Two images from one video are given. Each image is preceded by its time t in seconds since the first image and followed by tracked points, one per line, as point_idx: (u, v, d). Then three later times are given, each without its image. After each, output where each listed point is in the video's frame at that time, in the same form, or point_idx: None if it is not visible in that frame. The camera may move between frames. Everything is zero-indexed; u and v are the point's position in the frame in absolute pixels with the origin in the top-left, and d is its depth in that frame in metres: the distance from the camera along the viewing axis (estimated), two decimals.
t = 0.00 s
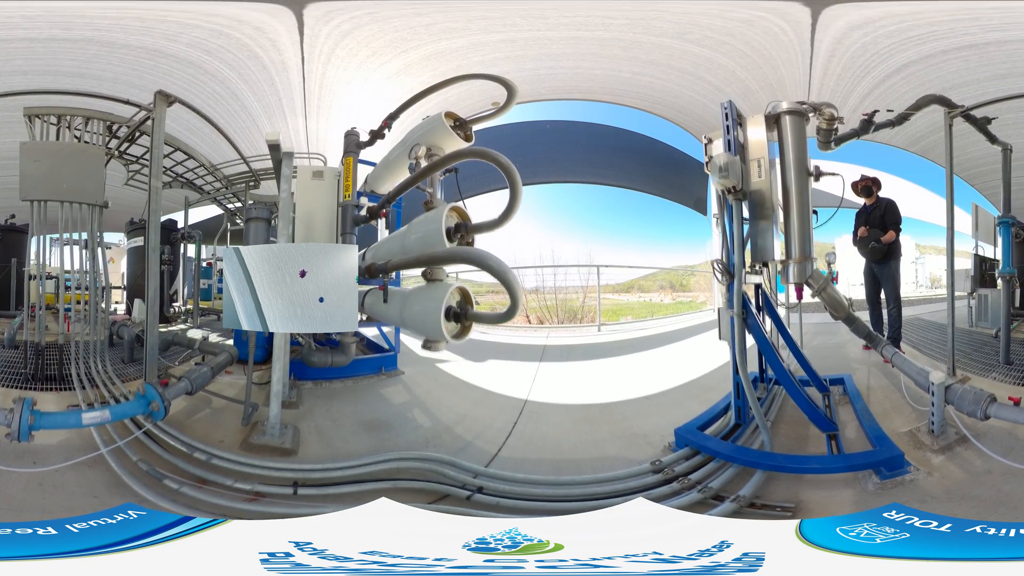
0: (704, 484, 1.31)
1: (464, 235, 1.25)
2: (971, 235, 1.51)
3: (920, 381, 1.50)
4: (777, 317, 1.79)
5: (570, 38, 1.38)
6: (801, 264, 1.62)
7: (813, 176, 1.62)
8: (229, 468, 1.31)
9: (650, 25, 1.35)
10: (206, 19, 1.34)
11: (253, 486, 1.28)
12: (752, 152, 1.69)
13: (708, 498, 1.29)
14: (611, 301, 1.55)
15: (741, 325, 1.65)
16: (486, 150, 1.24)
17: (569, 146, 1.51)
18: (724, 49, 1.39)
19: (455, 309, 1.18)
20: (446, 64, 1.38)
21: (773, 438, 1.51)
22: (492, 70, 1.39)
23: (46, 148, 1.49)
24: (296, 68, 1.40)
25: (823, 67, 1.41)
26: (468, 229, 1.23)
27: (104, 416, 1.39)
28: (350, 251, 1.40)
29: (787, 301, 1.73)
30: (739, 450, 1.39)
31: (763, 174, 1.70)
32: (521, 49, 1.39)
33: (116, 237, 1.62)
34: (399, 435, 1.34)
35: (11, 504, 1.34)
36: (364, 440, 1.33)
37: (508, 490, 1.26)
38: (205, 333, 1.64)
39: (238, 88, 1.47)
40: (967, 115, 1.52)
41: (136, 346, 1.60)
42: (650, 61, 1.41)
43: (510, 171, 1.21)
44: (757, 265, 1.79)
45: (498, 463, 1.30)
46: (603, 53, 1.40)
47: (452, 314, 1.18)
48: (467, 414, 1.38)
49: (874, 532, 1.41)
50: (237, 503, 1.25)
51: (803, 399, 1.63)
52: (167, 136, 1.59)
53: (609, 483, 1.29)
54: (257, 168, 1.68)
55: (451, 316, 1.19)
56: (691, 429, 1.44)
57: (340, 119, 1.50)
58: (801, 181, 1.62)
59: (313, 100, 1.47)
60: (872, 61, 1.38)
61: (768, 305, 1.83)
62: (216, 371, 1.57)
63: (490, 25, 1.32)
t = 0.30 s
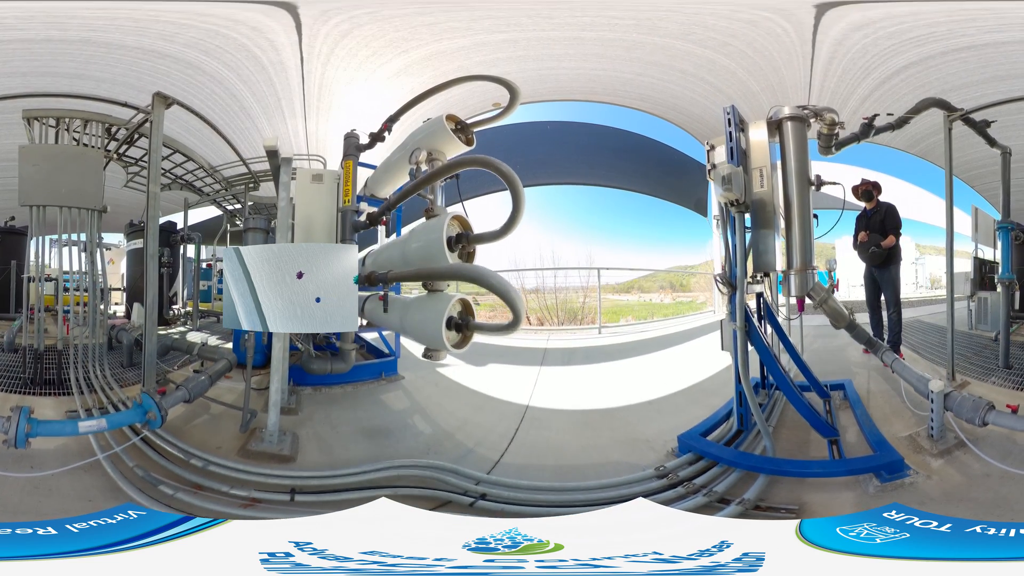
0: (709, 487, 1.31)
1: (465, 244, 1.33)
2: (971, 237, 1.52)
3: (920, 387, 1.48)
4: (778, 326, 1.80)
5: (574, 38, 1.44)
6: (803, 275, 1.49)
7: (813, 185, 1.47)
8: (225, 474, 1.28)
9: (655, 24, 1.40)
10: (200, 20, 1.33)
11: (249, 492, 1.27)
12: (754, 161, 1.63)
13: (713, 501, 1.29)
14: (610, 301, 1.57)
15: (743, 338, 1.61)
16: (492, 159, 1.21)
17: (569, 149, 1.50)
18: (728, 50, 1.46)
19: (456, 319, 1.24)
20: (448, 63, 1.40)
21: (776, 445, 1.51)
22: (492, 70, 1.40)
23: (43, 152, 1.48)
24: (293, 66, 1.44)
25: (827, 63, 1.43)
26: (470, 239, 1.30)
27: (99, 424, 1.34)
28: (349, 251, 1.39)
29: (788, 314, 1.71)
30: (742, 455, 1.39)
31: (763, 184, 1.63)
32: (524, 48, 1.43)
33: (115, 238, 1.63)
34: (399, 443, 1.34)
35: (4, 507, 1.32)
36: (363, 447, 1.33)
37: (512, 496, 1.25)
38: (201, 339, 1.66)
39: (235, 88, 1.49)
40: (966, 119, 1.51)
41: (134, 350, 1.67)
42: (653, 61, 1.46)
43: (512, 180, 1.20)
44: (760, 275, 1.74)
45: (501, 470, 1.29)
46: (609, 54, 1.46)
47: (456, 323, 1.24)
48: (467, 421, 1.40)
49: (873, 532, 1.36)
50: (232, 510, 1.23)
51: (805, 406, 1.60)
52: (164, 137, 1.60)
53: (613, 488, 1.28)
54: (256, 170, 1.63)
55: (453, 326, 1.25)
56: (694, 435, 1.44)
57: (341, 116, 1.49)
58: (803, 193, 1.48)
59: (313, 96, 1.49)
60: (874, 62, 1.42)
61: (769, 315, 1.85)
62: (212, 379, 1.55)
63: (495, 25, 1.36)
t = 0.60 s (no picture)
0: (712, 491, 1.31)
1: (468, 256, 1.26)
2: (969, 238, 1.51)
3: (920, 395, 1.50)
4: (779, 334, 1.78)
5: (578, 39, 1.40)
6: (804, 287, 1.51)
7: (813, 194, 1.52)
8: (224, 481, 1.29)
9: (658, 27, 1.37)
10: (198, 21, 1.31)
11: (247, 497, 1.27)
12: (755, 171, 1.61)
13: (717, 504, 1.28)
14: (610, 301, 1.63)
15: (745, 352, 1.60)
16: (494, 170, 1.17)
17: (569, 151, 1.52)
18: (728, 52, 1.42)
19: (459, 330, 1.23)
20: (446, 64, 1.39)
21: (777, 451, 1.49)
22: (494, 70, 1.40)
23: (41, 156, 1.48)
24: (292, 67, 1.42)
25: (826, 65, 1.41)
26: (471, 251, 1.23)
27: (96, 434, 1.34)
28: (349, 251, 1.38)
29: (788, 326, 1.74)
30: (744, 461, 1.40)
31: (766, 195, 1.61)
32: (525, 50, 1.40)
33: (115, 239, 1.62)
34: (399, 450, 1.34)
35: None
36: (363, 453, 1.34)
37: (515, 502, 1.24)
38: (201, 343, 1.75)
39: (234, 88, 1.49)
40: (965, 122, 1.51)
41: (133, 354, 1.65)
42: (656, 63, 1.45)
43: (514, 193, 1.13)
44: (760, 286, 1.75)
45: (503, 476, 1.30)
46: (609, 56, 1.42)
47: (456, 334, 1.23)
48: (470, 426, 1.41)
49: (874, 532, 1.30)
50: (230, 515, 1.22)
51: (806, 415, 1.57)
52: (162, 139, 1.58)
53: (617, 493, 1.27)
54: (255, 172, 1.64)
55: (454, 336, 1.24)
56: (696, 441, 1.44)
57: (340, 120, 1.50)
58: (804, 202, 1.50)
59: (313, 97, 1.48)
60: (873, 63, 1.41)
61: (769, 324, 1.82)
62: (211, 389, 1.55)
63: (498, 26, 1.33)
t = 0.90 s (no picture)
0: (713, 495, 1.30)
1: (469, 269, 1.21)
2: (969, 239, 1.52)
3: (919, 401, 1.48)
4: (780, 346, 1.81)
5: (581, 40, 1.42)
6: (803, 301, 1.49)
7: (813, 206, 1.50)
8: (223, 488, 1.27)
9: (661, 27, 1.39)
10: (198, 21, 1.32)
11: (247, 503, 1.25)
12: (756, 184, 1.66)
13: (717, 506, 1.28)
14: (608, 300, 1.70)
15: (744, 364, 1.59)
16: (495, 184, 1.11)
17: (567, 150, 1.52)
18: (730, 53, 1.43)
19: (461, 340, 1.23)
20: (448, 65, 1.38)
21: (777, 455, 1.49)
22: (497, 70, 1.40)
23: (40, 159, 1.48)
24: (293, 68, 1.40)
25: (825, 66, 1.41)
26: (473, 264, 1.18)
27: (93, 443, 1.29)
28: (349, 251, 1.36)
29: (788, 337, 1.76)
30: (744, 465, 1.39)
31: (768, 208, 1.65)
32: (529, 50, 1.40)
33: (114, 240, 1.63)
34: (400, 455, 1.34)
35: None
36: (364, 459, 1.33)
37: (519, 506, 1.23)
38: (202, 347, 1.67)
39: (234, 88, 1.48)
40: (963, 125, 1.52)
41: (132, 358, 1.63)
42: (659, 65, 1.46)
43: (521, 212, 1.09)
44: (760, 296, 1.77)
45: (507, 480, 1.30)
46: (612, 57, 1.46)
47: (459, 344, 1.22)
48: (472, 432, 1.42)
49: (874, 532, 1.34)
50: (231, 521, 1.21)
51: (803, 421, 1.57)
52: (162, 141, 1.56)
53: (620, 496, 1.26)
54: (255, 173, 1.67)
55: (456, 347, 1.23)
56: (697, 446, 1.43)
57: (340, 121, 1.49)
58: (803, 214, 1.49)
59: (313, 101, 1.47)
60: (870, 66, 1.42)
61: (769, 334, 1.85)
62: (212, 397, 1.48)
63: (503, 26, 1.34)
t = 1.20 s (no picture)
0: (712, 496, 1.31)
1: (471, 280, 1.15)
2: (968, 240, 1.53)
3: (917, 409, 1.48)
4: (779, 353, 1.81)
5: (582, 40, 1.41)
6: (801, 313, 1.48)
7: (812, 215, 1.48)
8: (225, 493, 1.27)
9: (661, 30, 1.39)
10: (198, 21, 1.32)
11: (249, 508, 1.25)
12: (755, 189, 1.64)
13: (717, 509, 1.29)
14: (610, 301, 1.61)
15: (744, 374, 1.56)
16: (495, 197, 1.04)
17: (568, 155, 1.54)
18: (729, 54, 1.42)
19: (463, 348, 1.23)
20: (448, 67, 1.38)
21: (775, 459, 1.49)
22: (497, 71, 1.39)
23: (41, 164, 1.50)
24: (294, 69, 1.41)
25: (825, 64, 1.40)
26: (474, 276, 1.11)
27: (93, 451, 1.29)
28: (349, 251, 1.36)
29: (788, 346, 1.79)
30: (742, 468, 1.40)
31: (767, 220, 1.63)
32: (530, 51, 1.40)
33: (114, 241, 1.64)
34: (401, 459, 1.34)
35: None
36: (365, 463, 1.33)
37: (521, 509, 1.24)
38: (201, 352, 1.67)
39: (235, 88, 1.48)
40: (962, 128, 1.53)
41: (131, 363, 1.63)
42: (658, 66, 1.46)
43: (524, 233, 1.02)
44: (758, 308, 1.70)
45: (508, 484, 1.30)
46: (612, 58, 1.46)
47: (462, 353, 1.24)
48: (473, 436, 1.41)
49: (874, 533, 1.30)
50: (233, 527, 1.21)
51: (802, 428, 1.55)
52: (162, 142, 1.57)
53: (623, 499, 1.26)
54: (254, 175, 1.64)
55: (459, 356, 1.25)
56: (698, 450, 1.44)
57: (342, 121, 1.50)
58: (802, 222, 1.46)
59: (314, 100, 1.47)
60: (871, 66, 1.41)
61: (768, 342, 1.86)
62: (211, 404, 1.49)
63: (503, 26, 1.34)
